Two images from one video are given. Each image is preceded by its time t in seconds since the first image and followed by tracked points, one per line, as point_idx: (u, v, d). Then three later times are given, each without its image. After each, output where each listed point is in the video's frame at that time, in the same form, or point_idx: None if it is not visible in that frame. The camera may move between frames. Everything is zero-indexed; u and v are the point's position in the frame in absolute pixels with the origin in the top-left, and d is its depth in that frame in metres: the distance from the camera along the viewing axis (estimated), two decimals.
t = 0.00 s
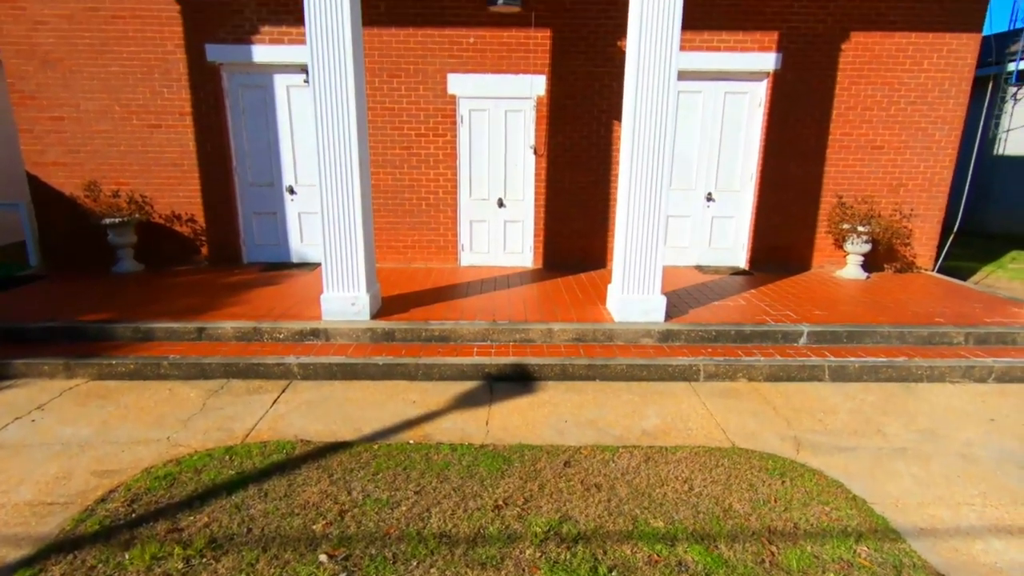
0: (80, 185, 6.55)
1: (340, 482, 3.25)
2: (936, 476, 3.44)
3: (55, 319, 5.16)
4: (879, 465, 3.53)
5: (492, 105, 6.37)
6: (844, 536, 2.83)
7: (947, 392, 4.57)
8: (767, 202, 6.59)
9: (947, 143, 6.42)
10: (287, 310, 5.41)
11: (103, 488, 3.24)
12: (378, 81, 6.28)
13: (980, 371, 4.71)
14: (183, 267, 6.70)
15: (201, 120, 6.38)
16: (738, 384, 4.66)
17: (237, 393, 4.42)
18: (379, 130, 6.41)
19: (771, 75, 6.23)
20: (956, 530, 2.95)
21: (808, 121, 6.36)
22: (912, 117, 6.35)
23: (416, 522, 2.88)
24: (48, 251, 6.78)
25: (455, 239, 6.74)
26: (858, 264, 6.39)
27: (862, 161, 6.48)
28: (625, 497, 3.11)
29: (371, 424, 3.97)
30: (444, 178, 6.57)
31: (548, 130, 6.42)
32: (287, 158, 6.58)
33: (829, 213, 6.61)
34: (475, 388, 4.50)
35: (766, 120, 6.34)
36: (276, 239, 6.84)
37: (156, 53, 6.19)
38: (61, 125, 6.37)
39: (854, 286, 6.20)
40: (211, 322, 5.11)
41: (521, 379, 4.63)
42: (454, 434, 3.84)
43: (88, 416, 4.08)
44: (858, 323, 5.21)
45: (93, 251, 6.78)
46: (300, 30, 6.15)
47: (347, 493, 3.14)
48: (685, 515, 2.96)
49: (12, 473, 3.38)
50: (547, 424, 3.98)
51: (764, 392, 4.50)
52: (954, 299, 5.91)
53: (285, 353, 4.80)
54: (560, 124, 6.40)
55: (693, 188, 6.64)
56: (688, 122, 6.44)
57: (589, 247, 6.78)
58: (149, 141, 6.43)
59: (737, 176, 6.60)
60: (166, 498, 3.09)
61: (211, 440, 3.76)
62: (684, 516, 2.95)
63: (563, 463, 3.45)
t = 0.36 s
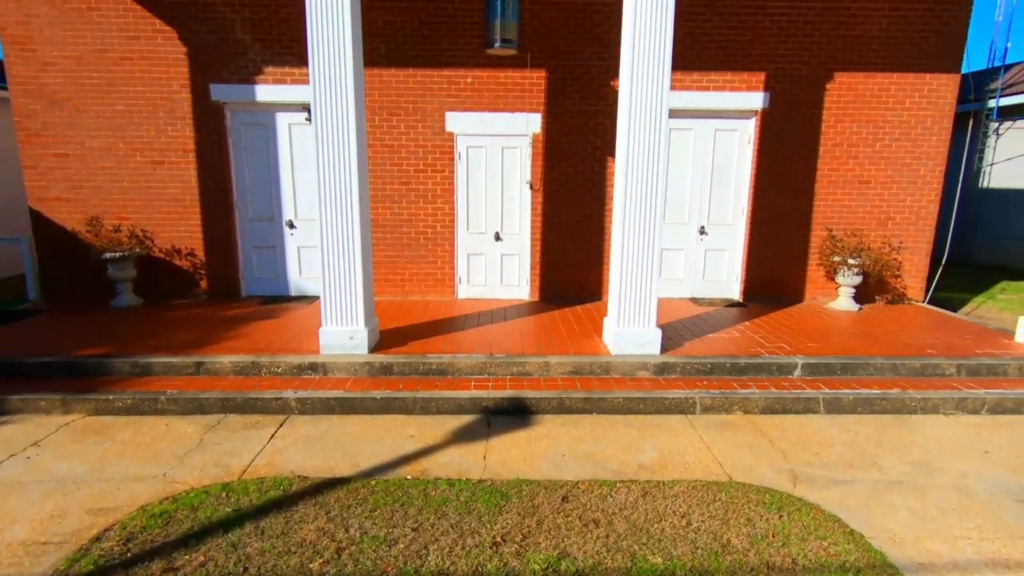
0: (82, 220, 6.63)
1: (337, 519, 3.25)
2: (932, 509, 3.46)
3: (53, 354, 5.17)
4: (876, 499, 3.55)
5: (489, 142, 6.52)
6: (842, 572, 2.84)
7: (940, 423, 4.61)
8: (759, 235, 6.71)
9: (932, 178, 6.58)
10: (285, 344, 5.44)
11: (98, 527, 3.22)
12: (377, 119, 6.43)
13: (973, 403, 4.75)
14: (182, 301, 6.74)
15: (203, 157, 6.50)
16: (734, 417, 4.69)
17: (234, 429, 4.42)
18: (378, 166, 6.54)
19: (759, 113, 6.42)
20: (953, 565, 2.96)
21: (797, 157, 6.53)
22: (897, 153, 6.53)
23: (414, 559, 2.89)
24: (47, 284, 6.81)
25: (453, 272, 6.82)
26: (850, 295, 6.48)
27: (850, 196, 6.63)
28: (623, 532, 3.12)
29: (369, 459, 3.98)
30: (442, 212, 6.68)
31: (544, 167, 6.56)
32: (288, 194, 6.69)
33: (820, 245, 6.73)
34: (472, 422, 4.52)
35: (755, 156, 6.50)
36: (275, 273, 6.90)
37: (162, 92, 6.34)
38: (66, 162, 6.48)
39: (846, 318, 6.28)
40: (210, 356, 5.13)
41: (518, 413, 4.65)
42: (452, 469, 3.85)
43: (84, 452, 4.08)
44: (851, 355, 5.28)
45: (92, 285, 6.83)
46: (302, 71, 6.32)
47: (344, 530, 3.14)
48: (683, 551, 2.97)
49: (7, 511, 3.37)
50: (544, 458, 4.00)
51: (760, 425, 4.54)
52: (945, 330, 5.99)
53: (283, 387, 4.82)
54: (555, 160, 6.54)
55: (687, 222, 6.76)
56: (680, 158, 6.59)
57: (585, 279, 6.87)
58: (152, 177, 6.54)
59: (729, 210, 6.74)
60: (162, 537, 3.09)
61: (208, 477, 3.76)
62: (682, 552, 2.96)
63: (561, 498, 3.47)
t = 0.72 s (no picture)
0: (86, 260, 6.71)
1: (335, 563, 3.24)
2: (932, 550, 3.46)
3: (51, 394, 5.18)
4: (876, 540, 3.55)
5: (487, 183, 6.67)
6: None
7: (938, 462, 4.61)
8: (753, 273, 6.81)
9: (920, 218, 6.73)
10: (284, 384, 5.45)
11: (92, 572, 3.20)
12: (378, 161, 6.59)
13: (970, 441, 4.77)
14: (181, 339, 6.76)
15: (207, 198, 6.63)
16: (732, 455, 4.69)
17: (231, 470, 4.41)
18: (378, 207, 6.66)
19: (749, 155, 6.60)
20: None
21: (789, 197, 6.68)
22: (885, 194, 6.69)
23: None
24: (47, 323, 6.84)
25: (451, 310, 6.88)
26: (845, 332, 6.55)
27: (841, 235, 6.76)
28: None
29: (366, 501, 3.97)
30: (441, 251, 6.77)
31: (541, 207, 6.69)
32: (289, 233, 6.79)
33: (813, 283, 6.83)
34: (471, 462, 4.51)
35: (747, 196, 6.65)
36: (274, 311, 6.94)
37: (169, 136, 6.50)
38: (72, 203, 6.59)
39: (842, 355, 6.32)
40: (208, 396, 5.14)
41: (516, 453, 4.65)
42: (451, 511, 3.84)
43: (79, 495, 4.06)
44: (847, 393, 5.31)
45: (92, 324, 6.86)
46: (305, 115, 6.50)
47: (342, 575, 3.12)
48: None
49: None
50: (544, 499, 3.99)
51: (758, 464, 4.54)
52: (940, 367, 6.04)
53: (281, 427, 4.82)
54: (552, 201, 6.68)
55: (682, 260, 6.86)
56: (674, 198, 6.74)
57: (582, 317, 6.92)
58: (156, 217, 6.65)
59: (723, 248, 6.85)
60: None
61: (204, 520, 3.74)
62: None
63: (560, 541, 3.46)
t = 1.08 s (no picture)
0: (89, 300, 6.76)
1: None
2: None
3: (48, 435, 5.16)
4: None
5: (487, 224, 6.78)
6: None
7: (941, 504, 4.58)
8: (750, 312, 6.86)
9: (913, 257, 6.83)
10: (282, 425, 5.43)
11: None
12: (380, 203, 6.71)
13: (972, 482, 4.74)
14: (180, 379, 6.76)
15: (210, 239, 6.72)
16: (734, 498, 4.66)
17: (227, 514, 4.37)
18: (379, 247, 6.76)
19: (743, 197, 6.73)
20: None
21: (783, 238, 6.78)
22: (878, 234, 6.80)
23: None
24: (46, 363, 6.84)
25: (450, 349, 6.90)
26: (843, 371, 6.57)
27: (835, 275, 6.84)
28: None
29: (364, 546, 3.93)
30: (441, 291, 6.84)
31: (539, 247, 6.78)
32: (290, 273, 6.87)
33: (810, 322, 6.88)
34: (470, 505, 4.48)
35: (742, 237, 6.75)
36: (274, 351, 6.96)
37: (175, 179, 6.64)
38: (78, 244, 6.68)
39: (841, 395, 6.32)
40: (206, 437, 5.12)
41: (516, 495, 4.61)
42: (450, 556, 3.79)
43: (73, 540, 4.01)
44: (847, 433, 5.29)
45: (92, 364, 6.87)
46: (309, 159, 6.65)
47: None
48: None
49: None
50: (543, 543, 3.96)
51: (760, 507, 4.51)
52: (940, 407, 6.03)
53: (279, 470, 4.80)
54: (551, 242, 6.77)
55: (680, 299, 6.93)
56: (671, 239, 6.84)
57: (581, 356, 6.94)
58: (160, 258, 6.73)
59: (720, 288, 6.92)
60: None
61: (198, 566, 3.70)
62: None
63: None
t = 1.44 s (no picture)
0: (89, 340, 6.77)
1: None
2: None
3: (41, 479, 5.10)
4: None
5: (486, 264, 6.86)
6: None
7: (948, 549, 4.51)
8: (749, 352, 6.88)
9: (908, 297, 6.89)
10: (278, 468, 5.38)
11: None
12: (381, 244, 6.81)
13: (979, 526, 4.68)
14: (177, 421, 6.72)
15: (213, 279, 6.79)
16: (737, 542, 4.58)
17: (221, 560, 4.30)
18: (380, 287, 6.83)
19: (738, 238, 6.84)
20: None
21: (779, 278, 6.86)
22: (872, 274, 6.88)
23: None
24: (43, 404, 6.81)
25: (449, 389, 6.88)
26: (844, 411, 6.55)
27: (832, 314, 6.89)
28: None
29: None
30: (441, 330, 6.87)
31: (538, 288, 6.85)
32: (291, 314, 6.91)
33: (809, 361, 6.89)
34: (468, 551, 4.41)
35: (738, 277, 6.84)
36: (272, 392, 6.93)
37: (181, 221, 6.75)
38: (81, 284, 6.74)
39: (843, 436, 6.29)
40: (201, 480, 5.07)
41: (514, 540, 4.54)
42: None
43: None
44: (850, 475, 5.25)
45: (89, 405, 6.84)
46: (313, 201, 6.77)
47: None
48: None
49: None
50: None
51: (763, 552, 4.44)
52: (943, 448, 5.99)
53: (274, 514, 4.74)
54: (550, 282, 6.85)
55: (678, 339, 6.95)
56: (668, 279, 6.92)
57: (581, 396, 6.92)
58: (162, 298, 6.78)
59: (718, 328, 6.96)
60: None
61: None
62: None
63: None
